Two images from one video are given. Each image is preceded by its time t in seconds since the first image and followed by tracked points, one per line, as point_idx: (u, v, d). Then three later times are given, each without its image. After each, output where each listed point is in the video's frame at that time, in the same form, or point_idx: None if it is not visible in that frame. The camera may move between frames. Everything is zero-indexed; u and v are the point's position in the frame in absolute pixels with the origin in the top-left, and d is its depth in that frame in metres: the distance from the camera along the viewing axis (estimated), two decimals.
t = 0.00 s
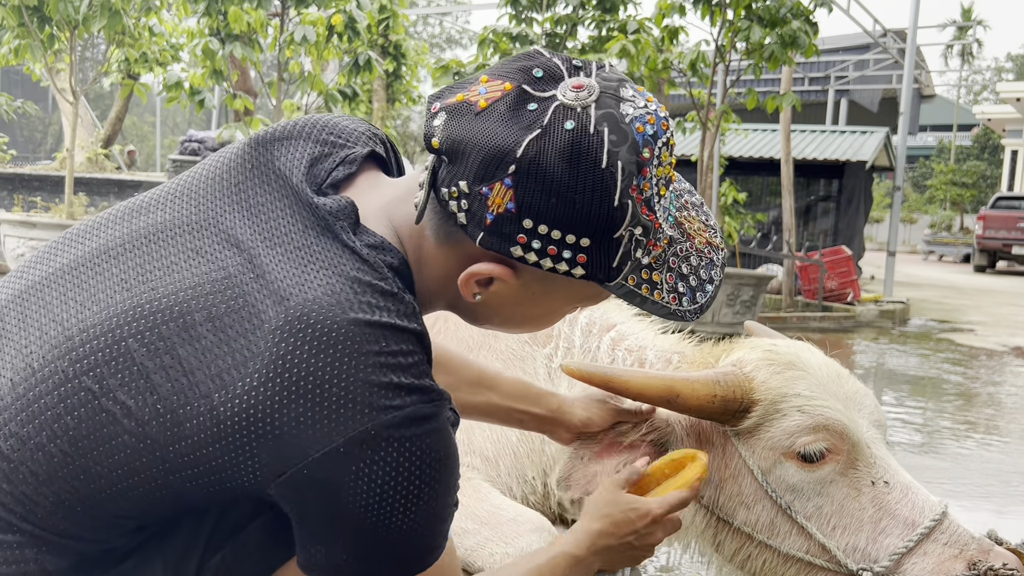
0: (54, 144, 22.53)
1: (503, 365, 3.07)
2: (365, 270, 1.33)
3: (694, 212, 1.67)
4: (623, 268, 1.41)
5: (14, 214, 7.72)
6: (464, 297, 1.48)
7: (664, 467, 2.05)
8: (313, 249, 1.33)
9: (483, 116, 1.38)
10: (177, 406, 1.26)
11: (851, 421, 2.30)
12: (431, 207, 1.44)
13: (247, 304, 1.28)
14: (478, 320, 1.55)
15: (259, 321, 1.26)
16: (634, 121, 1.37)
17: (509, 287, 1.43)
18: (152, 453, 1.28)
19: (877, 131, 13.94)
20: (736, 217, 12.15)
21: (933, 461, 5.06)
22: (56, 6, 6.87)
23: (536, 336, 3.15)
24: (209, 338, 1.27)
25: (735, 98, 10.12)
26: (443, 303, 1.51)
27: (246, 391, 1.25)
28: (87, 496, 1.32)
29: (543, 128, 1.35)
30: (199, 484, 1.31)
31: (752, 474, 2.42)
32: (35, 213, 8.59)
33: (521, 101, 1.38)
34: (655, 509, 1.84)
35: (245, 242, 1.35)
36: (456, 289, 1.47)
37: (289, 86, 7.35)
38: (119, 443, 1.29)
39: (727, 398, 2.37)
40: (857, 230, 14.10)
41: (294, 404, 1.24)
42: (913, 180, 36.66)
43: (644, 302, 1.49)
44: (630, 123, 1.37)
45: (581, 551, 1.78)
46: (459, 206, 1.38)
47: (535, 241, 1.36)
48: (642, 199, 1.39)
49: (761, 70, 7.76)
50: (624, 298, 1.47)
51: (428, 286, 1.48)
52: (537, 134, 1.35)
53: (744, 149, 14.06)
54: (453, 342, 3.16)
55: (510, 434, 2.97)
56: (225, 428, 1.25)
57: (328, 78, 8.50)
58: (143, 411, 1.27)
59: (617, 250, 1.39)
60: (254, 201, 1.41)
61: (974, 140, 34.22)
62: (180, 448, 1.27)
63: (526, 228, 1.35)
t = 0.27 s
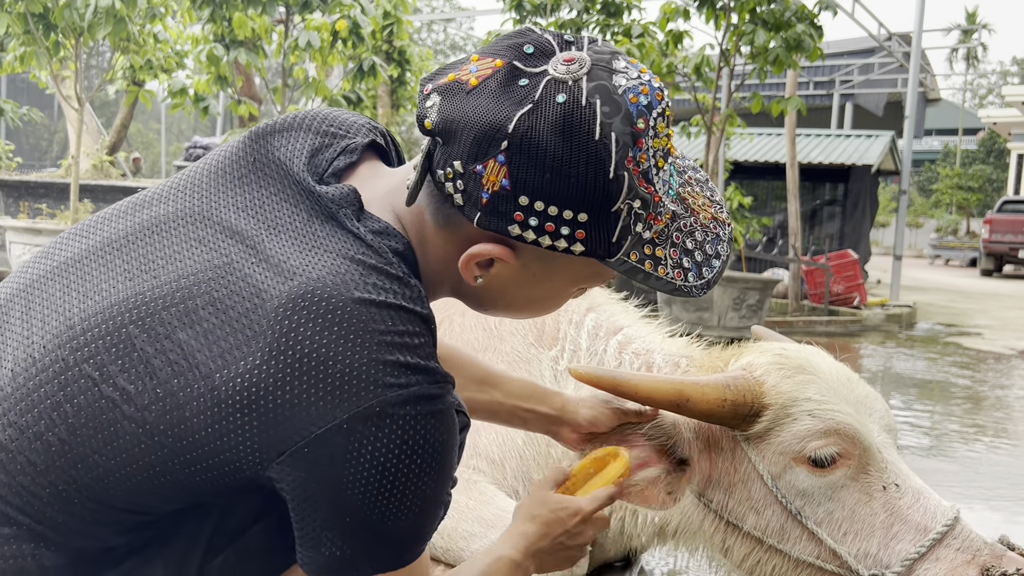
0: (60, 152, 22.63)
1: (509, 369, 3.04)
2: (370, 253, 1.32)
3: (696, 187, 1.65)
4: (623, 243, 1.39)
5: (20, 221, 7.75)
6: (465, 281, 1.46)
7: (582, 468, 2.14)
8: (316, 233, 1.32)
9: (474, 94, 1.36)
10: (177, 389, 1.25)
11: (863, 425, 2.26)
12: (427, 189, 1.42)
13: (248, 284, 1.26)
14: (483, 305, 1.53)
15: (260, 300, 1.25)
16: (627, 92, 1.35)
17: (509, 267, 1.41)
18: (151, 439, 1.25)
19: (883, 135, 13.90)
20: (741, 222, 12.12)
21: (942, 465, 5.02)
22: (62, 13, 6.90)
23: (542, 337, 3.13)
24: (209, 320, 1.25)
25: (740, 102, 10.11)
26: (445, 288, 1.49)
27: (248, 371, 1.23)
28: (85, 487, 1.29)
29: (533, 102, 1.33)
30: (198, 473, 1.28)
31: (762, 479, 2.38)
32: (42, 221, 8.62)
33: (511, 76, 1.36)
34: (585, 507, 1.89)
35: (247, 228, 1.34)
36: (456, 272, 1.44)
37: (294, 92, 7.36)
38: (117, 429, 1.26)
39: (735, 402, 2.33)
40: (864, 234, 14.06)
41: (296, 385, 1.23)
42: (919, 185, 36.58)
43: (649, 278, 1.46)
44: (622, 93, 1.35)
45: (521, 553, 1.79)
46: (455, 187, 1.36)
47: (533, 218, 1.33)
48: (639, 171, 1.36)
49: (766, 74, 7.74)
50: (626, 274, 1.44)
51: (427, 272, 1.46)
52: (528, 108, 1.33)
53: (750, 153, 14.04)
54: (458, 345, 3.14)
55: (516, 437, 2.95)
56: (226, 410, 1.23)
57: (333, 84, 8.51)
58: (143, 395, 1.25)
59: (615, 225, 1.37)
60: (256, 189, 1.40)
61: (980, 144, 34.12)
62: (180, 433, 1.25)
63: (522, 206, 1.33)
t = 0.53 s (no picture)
0: (66, 162, 22.72)
1: (513, 376, 3.05)
2: (369, 257, 1.33)
3: (691, 187, 1.65)
4: (623, 240, 1.38)
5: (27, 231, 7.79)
6: (466, 280, 1.46)
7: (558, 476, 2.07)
8: (316, 239, 1.33)
9: (475, 94, 1.37)
10: (180, 397, 1.25)
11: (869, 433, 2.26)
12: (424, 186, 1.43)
13: (251, 295, 1.27)
14: (483, 303, 1.53)
15: (263, 310, 1.26)
16: (625, 91, 1.35)
17: (511, 265, 1.41)
18: (160, 452, 1.26)
19: (888, 140, 13.88)
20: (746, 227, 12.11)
21: (950, 471, 4.99)
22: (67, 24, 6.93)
23: (546, 344, 3.13)
24: (213, 332, 1.26)
25: (744, 108, 10.10)
26: (443, 287, 1.49)
27: (253, 381, 1.23)
28: (95, 499, 1.29)
29: (535, 101, 1.33)
30: (206, 483, 1.28)
31: (770, 488, 2.36)
32: (48, 231, 8.66)
33: (512, 76, 1.36)
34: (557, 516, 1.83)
35: (249, 236, 1.34)
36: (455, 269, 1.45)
37: (298, 101, 7.38)
38: (123, 441, 1.27)
39: (743, 412, 2.31)
40: (869, 238, 14.03)
41: (300, 391, 1.23)
42: (924, 189, 36.50)
43: (647, 276, 1.46)
44: (621, 92, 1.35)
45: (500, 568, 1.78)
46: (455, 182, 1.36)
47: (533, 216, 1.33)
48: (638, 168, 1.36)
49: (770, 80, 7.73)
50: (625, 271, 1.43)
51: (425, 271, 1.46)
52: (529, 107, 1.33)
53: (754, 159, 14.03)
54: (462, 353, 3.14)
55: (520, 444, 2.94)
56: (230, 419, 1.24)
57: (336, 93, 8.54)
58: (148, 406, 1.26)
59: (615, 222, 1.36)
60: (255, 197, 1.41)
61: (985, 148, 34.04)
62: (185, 444, 1.25)
63: (523, 203, 1.33)
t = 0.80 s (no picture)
0: (73, 173, 22.84)
1: (513, 387, 3.05)
2: (341, 267, 1.33)
3: (673, 200, 1.66)
4: (601, 249, 1.39)
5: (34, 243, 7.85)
6: (445, 291, 1.46)
7: (640, 476, 2.08)
8: (288, 251, 1.33)
9: (453, 102, 1.37)
10: (153, 411, 1.26)
11: (872, 448, 2.19)
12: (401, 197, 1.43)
13: (223, 308, 1.27)
14: (460, 315, 1.52)
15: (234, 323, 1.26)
16: (602, 100, 1.36)
17: (489, 276, 1.41)
18: (134, 468, 1.26)
19: (892, 144, 13.87)
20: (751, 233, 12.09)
21: (956, 477, 4.97)
22: (73, 36, 6.99)
23: (547, 354, 3.14)
24: (185, 346, 1.26)
25: (747, 114, 10.10)
26: (419, 299, 1.49)
27: (222, 395, 1.23)
28: (72, 516, 1.30)
29: (511, 110, 1.34)
30: (181, 498, 1.28)
31: (772, 504, 2.32)
32: (55, 242, 8.70)
33: (489, 85, 1.37)
34: (633, 516, 1.85)
35: (224, 250, 1.35)
36: (431, 279, 1.45)
37: (302, 111, 7.41)
38: (96, 455, 1.27)
39: (743, 429, 2.25)
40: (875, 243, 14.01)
41: (268, 402, 1.23)
42: (930, 193, 36.45)
43: (625, 286, 1.47)
44: (598, 101, 1.35)
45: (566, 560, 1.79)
46: (432, 191, 1.37)
47: (510, 224, 1.34)
48: (616, 177, 1.36)
49: (773, 85, 7.73)
50: (604, 281, 1.44)
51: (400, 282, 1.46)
52: (506, 115, 1.33)
53: (758, 164, 14.03)
54: (462, 363, 3.14)
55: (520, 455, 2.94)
56: (199, 431, 1.24)
57: (340, 101, 8.56)
58: (121, 420, 1.26)
59: (593, 231, 1.37)
60: (233, 209, 1.42)
61: (991, 151, 33.96)
62: (157, 458, 1.25)
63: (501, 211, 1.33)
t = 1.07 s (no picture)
0: (81, 184, 22.97)
1: (521, 394, 3.06)
2: (348, 273, 1.36)
3: (671, 206, 1.68)
4: (601, 253, 1.40)
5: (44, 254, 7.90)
6: (449, 297, 1.47)
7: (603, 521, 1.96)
8: (295, 257, 1.37)
9: (454, 110, 1.39)
10: (158, 408, 1.28)
11: (883, 458, 2.17)
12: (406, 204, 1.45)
13: (229, 307, 1.31)
14: (464, 323, 1.54)
15: (239, 320, 1.29)
16: (600, 107, 1.38)
17: (492, 280, 1.42)
18: (138, 464, 1.28)
19: (898, 148, 13.86)
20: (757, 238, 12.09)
21: (965, 481, 4.96)
22: (82, 49, 7.04)
23: (555, 361, 3.16)
24: (191, 343, 1.29)
25: (752, 119, 10.12)
26: (424, 306, 1.51)
27: (226, 389, 1.26)
28: (80, 516, 1.31)
29: (512, 118, 1.36)
30: (186, 497, 1.29)
31: (785, 515, 2.28)
32: (64, 253, 8.75)
33: (490, 93, 1.39)
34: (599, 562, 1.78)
35: (231, 256, 1.38)
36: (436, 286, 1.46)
37: (309, 121, 7.45)
38: (103, 454, 1.29)
39: (756, 441, 2.22)
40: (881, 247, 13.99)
41: (270, 399, 1.25)
42: (936, 197, 36.39)
43: (627, 290, 1.48)
44: (596, 109, 1.38)
45: None
46: (436, 198, 1.39)
47: (512, 227, 1.35)
48: (614, 182, 1.38)
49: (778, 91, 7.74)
50: (605, 286, 1.46)
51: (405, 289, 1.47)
52: (506, 122, 1.36)
53: (764, 170, 14.04)
54: (470, 371, 3.16)
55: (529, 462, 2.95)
56: (204, 428, 1.26)
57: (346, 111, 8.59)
58: (128, 419, 1.29)
59: (592, 234, 1.38)
60: (241, 218, 1.45)
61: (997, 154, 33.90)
62: (161, 455, 1.27)
63: (502, 216, 1.35)
